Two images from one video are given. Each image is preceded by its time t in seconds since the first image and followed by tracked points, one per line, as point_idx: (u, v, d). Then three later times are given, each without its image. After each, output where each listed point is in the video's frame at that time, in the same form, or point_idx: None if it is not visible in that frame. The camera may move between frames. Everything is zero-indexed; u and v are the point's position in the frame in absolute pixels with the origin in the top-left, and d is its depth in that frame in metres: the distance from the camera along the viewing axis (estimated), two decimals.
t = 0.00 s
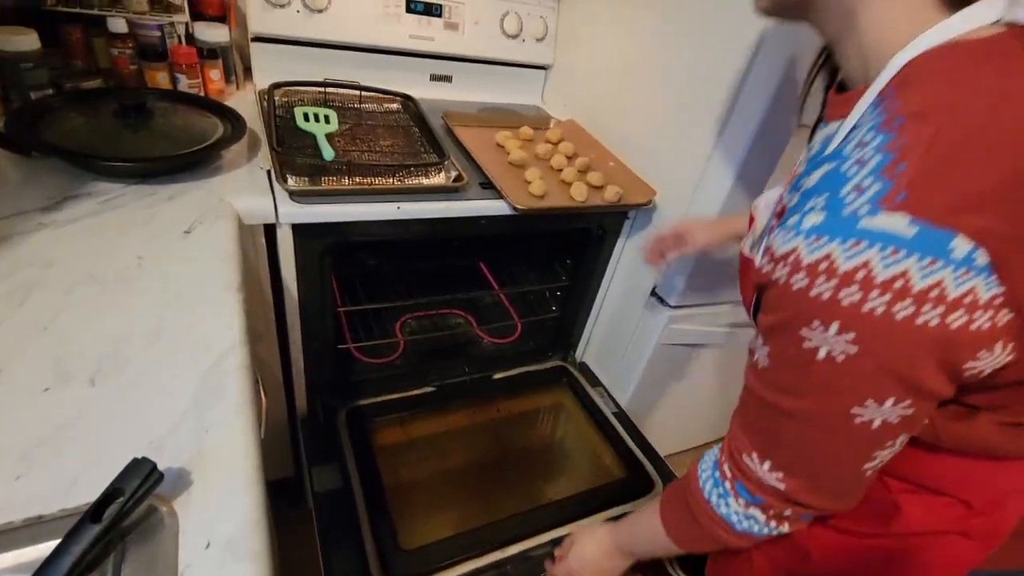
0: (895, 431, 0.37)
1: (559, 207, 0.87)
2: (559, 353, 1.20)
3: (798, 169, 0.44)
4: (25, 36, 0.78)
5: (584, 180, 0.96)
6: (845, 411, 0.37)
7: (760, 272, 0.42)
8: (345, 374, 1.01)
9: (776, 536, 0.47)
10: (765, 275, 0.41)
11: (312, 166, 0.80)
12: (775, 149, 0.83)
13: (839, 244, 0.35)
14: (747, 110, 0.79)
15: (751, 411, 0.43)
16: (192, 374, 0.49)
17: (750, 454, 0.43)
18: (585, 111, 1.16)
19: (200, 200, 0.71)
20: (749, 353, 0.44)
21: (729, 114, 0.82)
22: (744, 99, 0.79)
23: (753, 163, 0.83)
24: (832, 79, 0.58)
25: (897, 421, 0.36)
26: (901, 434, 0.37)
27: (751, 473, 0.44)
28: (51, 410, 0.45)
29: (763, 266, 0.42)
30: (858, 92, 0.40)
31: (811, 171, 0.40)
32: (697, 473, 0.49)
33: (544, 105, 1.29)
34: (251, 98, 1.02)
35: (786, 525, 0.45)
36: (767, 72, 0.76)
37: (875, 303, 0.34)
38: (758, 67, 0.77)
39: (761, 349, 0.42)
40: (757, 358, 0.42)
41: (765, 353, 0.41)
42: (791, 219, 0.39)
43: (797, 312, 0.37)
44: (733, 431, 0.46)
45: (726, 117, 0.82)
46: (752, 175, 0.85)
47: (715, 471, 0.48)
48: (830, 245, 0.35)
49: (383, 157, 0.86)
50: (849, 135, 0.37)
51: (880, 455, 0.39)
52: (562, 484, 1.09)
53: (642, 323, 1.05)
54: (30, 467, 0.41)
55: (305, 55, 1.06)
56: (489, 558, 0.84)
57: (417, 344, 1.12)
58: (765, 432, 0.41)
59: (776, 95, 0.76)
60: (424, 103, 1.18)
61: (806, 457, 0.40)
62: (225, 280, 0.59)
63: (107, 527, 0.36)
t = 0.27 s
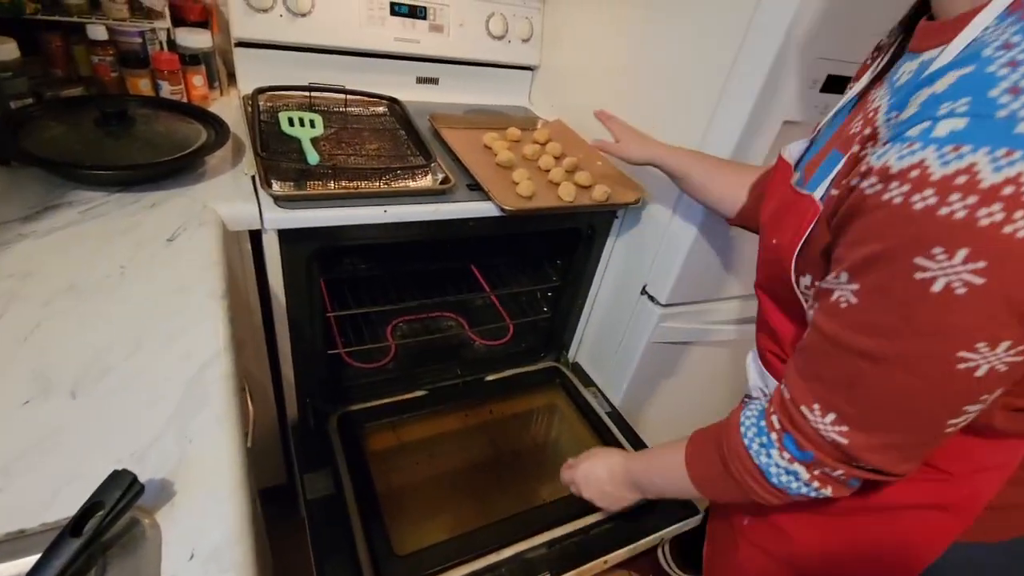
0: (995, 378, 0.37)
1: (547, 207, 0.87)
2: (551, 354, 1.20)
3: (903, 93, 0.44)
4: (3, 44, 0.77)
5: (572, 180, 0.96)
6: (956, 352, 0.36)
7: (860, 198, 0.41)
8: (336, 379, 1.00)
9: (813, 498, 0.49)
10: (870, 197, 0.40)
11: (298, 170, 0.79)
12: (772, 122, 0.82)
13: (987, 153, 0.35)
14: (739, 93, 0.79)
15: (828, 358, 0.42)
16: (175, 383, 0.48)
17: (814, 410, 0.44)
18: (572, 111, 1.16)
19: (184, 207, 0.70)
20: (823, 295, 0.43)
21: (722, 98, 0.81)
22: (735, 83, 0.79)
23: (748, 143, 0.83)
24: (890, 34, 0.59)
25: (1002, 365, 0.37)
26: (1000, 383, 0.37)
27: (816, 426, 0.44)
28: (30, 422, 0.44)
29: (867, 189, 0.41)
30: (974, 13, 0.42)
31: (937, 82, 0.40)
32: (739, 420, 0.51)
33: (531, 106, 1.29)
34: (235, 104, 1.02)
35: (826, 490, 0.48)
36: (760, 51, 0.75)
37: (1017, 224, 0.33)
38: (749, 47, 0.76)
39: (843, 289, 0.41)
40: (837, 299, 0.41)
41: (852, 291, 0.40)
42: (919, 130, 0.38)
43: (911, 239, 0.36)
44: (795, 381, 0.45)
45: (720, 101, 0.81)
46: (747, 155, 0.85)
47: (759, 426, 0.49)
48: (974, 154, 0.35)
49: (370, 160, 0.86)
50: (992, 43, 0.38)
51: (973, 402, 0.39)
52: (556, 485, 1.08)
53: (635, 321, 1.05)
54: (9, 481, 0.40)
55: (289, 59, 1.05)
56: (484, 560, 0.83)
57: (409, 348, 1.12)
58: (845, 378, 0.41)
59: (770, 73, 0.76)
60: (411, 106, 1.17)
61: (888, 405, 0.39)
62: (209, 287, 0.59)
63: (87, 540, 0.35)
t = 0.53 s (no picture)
0: None
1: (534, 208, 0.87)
2: (542, 354, 1.20)
3: (940, 64, 0.44)
4: None
5: (559, 180, 0.96)
6: (1009, 331, 0.36)
7: (909, 165, 0.40)
8: (326, 384, 0.99)
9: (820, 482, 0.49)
10: (923, 161, 0.39)
11: (282, 175, 0.79)
12: (758, 119, 0.83)
13: None
14: (724, 89, 0.79)
15: (869, 338, 0.41)
16: (158, 393, 0.48)
17: (844, 391, 0.43)
18: (558, 111, 1.16)
19: (167, 214, 0.69)
20: (862, 270, 0.42)
21: (708, 94, 0.81)
22: (719, 81, 0.79)
23: (734, 139, 0.83)
24: (891, 27, 0.61)
25: None
26: None
27: (849, 410, 0.43)
28: (9, 436, 0.43)
29: (916, 155, 0.40)
30: None
31: (986, 49, 0.40)
32: (760, 390, 0.51)
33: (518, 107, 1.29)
34: (219, 108, 1.01)
35: (832, 476, 0.48)
36: (746, 46, 0.75)
37: None
38: (734, 42, 0.76)
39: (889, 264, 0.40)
40: (880, 274, 0.40)
41: (898, 267, 0.39)
42: (980, 90, 0.38)
43: (977, 208, 0.35)
44: (825, 362, 0.44)
45: (705, 96, 0.81)
46: (732, 152, 0.85)
47: (779, 402, 0.49)
48: None
49: (355, 163, 0.85)
50: None
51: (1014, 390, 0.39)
52: (549, 485, 1.08)
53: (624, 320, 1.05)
54: None
55: (273, 63, 1.05)
56: (479, 561, 0.83)
57: (400, 351, 1.12)
58: (889, 358, 0.40)
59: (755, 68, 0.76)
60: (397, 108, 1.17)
61: (935, 387, 0.39)
62: (192, 295, 0.58)
63: (67, 556, 0.34)
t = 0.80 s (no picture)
0: (942, 315, 0.38)
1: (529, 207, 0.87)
2: (539, 354, 1.20)
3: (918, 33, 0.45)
4: None
5: (555, 179, 0.96)
6: (911, 272, 0.37)
7: (872, 120, 0.41)
8: (321, 385, 0.99)
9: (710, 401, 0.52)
10: (880, 117, 0.40)
11: (276, 175, 0.78)
12: (751, 117, 0.83)
13: (1008, 73, 0.35)
14: (719, 87, 0.79)
15: (791, 271, 0.43)
16: (152, 395, 0.47)
17: (755, 317, 0.45)
18: (553, 110, 1.16)
19: (159, 214, 0.69)
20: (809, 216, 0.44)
21: (702, 92, 0.81)
22: (714, 79, 0.79)
23: (728, 136, 0.83)
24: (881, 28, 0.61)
25: (957, 300, 0.37)
26: (942, 323, 0.38)
27: (757, 335, 0.45)
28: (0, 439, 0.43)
29: (877, 111, 0.41)
30: None
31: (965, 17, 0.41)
32: (695, 306, 0.53)
33: (513, 106, 1.28)
34: (212, 109, 1.00)
35: (723, 396, 0.51)
36: (739, 43, 0.75)
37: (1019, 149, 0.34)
38: (728, 39, 0.76)
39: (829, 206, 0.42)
40: (819, 215, 0.43)
41: (833, 209, 0.41)
42: (943, 51, 0.38)
43: (913, 155, 0.37)
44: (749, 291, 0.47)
45: (700, 94, 0.81)
46: (726, 150, 0.85)
47: (702, 321, 0.52)
48: (997, 74, 0.35)
49: (349, 163, 0.85)
50: None
51: (918, 337, 0.40)
52: (546, 484, 1.09)
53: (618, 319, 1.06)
54: None
55: (266, 63, 1.04)
56: (477, 561, 0.83)
57: (396, 351, 1.11)
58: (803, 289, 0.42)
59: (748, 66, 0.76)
60: (392, 108, 1.16)
61: (834, 321, 0.41)
62: (185, 296, 0.58)
63: (59, 559, 0.34)
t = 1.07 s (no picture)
0: (857, 271, 0.39)
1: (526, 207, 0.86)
2: (536, 354, 1.20)
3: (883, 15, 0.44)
4: None
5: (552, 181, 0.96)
6: (827, 227, 0.39)
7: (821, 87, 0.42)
8: (318, 386, 0.98)
9: (644, 337, 0.56)
10: (826, 85, 0.40)
11: (272, 176, 0.78)
12: (748, 119, 0.83)
13: (934, 47, 0.35)
14: (716, 86, 0.79)
15: (729, 222, 0.45)
16: (147, 396, 0.47)
17: (692, 261, 0.47)
18: (550, 110, 1.16)
19: (155, 215, 0.69)
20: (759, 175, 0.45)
21: (698, 92, 0.81)
22: (711, 78, 0.79)
23: (725, 138, 0.83)
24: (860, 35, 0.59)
25: (871, 257, 0.38)
26: (857, 279, 0.40)
27: (691, 280, 0.48)
28: None
29: (823, 81, 0.42)
30: None
31: None
32: (652, 250, 0.56)
33: (509, 107, 1.28)
34: (208, 109, 1.00)
35: (654, 332, 0.55)
36: (736, 44, 0.75)
37: (937, 117, 0.34)
38: (725, 39, 0.76)
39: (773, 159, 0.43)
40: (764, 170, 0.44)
41: (774, 166, 0.42)
42: (883, 30, 0.38)
43: (842, 116, 0.38)
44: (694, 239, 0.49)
45: (696, 94, 0.81)
46: (722, 151, 0.85)
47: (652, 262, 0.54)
48: (924, 47, 0.35)
49: (346, 164, 0.85)
50: None
51: (833, 292, 0.41)
52: (544, 485, 1.09)
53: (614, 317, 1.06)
54: None
55: (262, 63, 1.04)
56: (476, 562, 0.83)
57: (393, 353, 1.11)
58: (735, 236, 0.44)
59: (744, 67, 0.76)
60: (389, 108, 1.16)
61: (756, 270, 0.43)
62: (181, 297, 0.57)
63: (54, 563, 0.34)
